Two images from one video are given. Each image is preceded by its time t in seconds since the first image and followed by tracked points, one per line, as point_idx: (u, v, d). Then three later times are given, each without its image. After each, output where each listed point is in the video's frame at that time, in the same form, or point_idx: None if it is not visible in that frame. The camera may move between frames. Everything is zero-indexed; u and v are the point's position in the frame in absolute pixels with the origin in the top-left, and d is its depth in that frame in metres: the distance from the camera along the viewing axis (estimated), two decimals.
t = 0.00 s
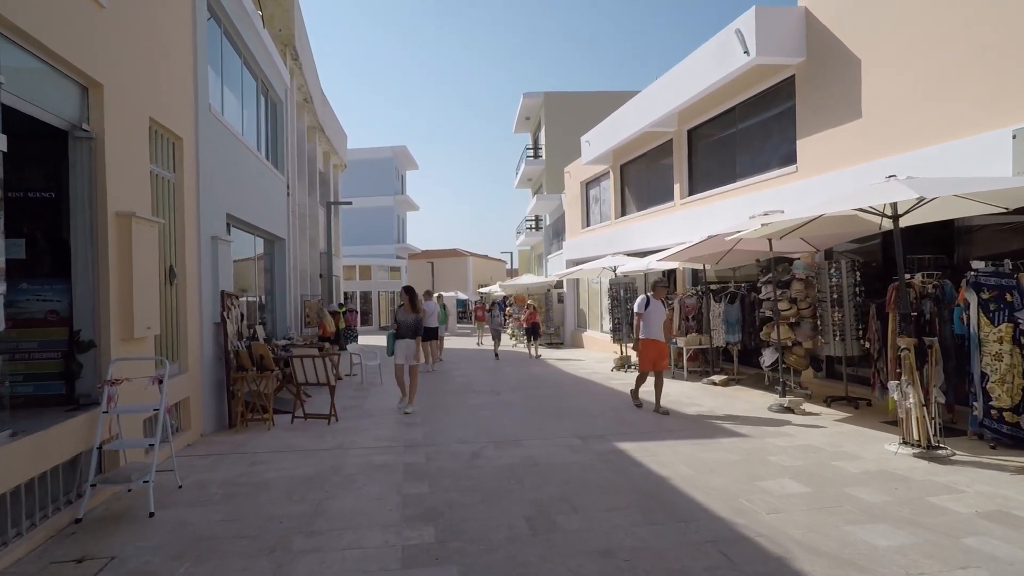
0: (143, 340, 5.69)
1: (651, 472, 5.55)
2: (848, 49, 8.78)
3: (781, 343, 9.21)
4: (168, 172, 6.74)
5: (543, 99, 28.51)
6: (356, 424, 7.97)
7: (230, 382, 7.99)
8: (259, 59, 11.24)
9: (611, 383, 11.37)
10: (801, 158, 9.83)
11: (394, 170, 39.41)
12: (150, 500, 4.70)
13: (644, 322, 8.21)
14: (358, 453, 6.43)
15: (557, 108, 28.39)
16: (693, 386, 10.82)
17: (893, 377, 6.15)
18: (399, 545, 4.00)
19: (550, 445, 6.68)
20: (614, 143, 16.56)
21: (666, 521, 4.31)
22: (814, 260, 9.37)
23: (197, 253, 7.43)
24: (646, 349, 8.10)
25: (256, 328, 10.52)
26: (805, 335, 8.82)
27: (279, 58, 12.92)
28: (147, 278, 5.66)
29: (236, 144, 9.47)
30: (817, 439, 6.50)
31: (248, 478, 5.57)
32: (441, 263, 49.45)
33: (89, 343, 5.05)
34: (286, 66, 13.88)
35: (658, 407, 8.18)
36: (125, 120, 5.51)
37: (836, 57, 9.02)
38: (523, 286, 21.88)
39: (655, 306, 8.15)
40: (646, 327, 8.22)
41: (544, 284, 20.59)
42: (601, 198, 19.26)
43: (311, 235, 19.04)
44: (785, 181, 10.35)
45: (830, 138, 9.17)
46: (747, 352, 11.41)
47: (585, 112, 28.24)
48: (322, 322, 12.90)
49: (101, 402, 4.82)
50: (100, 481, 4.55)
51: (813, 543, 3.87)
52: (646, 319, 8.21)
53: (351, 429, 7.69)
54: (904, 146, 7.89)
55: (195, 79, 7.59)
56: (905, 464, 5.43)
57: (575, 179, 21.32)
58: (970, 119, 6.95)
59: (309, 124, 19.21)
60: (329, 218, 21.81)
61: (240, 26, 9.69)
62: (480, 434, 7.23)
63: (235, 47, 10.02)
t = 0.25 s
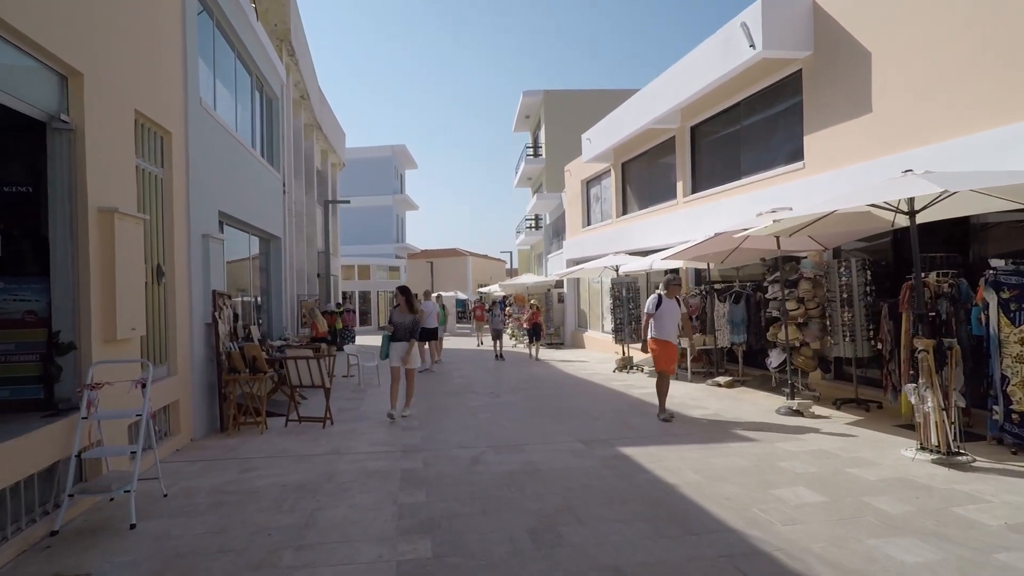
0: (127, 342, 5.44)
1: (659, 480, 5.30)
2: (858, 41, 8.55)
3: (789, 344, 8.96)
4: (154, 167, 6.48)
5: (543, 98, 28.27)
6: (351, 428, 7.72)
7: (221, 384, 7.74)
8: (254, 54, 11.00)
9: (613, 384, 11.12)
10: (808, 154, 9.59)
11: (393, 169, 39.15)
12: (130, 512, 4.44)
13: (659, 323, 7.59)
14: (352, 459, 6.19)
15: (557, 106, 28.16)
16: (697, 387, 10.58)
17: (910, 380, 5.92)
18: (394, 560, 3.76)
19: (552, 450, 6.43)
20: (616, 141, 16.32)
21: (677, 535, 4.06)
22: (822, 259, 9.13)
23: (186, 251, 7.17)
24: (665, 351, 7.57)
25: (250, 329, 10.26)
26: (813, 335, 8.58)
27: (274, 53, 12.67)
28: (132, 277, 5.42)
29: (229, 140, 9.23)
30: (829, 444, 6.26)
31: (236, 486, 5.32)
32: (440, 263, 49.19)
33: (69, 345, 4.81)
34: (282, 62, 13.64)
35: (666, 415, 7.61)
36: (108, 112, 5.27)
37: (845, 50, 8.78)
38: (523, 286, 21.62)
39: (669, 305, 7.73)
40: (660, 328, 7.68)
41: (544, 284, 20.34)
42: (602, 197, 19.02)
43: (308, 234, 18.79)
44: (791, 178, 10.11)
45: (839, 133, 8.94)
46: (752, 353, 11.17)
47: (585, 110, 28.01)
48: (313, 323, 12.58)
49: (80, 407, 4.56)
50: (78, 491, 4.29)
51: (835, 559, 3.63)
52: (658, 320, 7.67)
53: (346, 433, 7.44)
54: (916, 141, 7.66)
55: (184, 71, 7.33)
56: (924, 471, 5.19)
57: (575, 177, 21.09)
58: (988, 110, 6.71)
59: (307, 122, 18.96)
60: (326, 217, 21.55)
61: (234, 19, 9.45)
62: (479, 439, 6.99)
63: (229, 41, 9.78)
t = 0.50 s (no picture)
0: (113, 341, 5.20)
1: (670, 486, 5.06)
2: (870, 32, 8.30)
3: (798, 343, 8.72)
4: (143, 160, 6.24)
5: (544, 96, 28.03)
6: (348, 430, 7.48)
7: (215, 385, 7.50)
8: (250, 47, 10.75)
9: (617, 385, 10.88)
10: (818, 148, 9.35)
11: (393, 168, 38.91)
12: (113, 521, 4.19)
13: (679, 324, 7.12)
14: (349, 463, 5.95)
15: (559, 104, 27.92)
16: (704, 388, 10.34)
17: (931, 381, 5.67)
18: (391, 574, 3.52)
19: (557, 453, 6.19)
20: (618, 138, 16.08)
21: (693, 546, 3.82)
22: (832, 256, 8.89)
23: (178, 247, 6.93)
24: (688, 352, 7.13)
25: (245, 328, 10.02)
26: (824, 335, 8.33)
27: (271, 47, 12.43)
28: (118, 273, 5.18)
29: (223, 134, 8.99)
30: (845, 447, 6.02)
31: (227, 493, 5.08)
32: (440, 262, 48.96)
33: (50, 345, 4.57)
34: (279, 57, 13.40)
35: (698, 424, 7.08)
36: (92, 100, 5.03)
37: (856, 41, 8.54)
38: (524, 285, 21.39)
39: (686, 305, 7.35)
40: (679, 329, 7.22)
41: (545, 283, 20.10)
42: (604, 195, 18.79)
43: (306, 233, 18.56)
44: (800, 173, 9.86)
45: (850, 127, 8.69)
46: (760, 353, 10.94)
47: (587, 108, 27.77)
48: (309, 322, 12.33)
49: (60, 410, 4.30)
50: (57, 499, 4.04)
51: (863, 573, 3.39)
52: (678, 321, 7.19)
53: (343, 436, 7.20)
54: (932, 133, 7.42)
55: (175, 61, 7.09)
56: (948, 476, 4.96)
57: (577, 175, 20.85)
58: (1007, 101, 6.47)
59: (305, 119, 18.72)
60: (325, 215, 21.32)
61: (228, 10, 9.20)
62: (481, 442, 6.74)
63: (223, 33, 9.54)
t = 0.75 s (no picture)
0: (98, 343, 4.95)
1: (684, 496, 4.80)
2: (885, 24, 8.04)
3: (810, 344, 8.46)
4: (132, 154, 5.98)
5: (546, 94, 27.76)
6: (346, 435, 7.23)
7: (208, 389, 7.23)
8: (246, 41, 10.48)
9: (622, 387, 10.63)
10: (830, 144, 9.10)
11: (393, 167, 38.63)
12: (92, 539, 3.93)
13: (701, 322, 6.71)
14: (347, 470, 5.70)
15: (561, 102, 27.64)
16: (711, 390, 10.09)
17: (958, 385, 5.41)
18: None
19: (563, 460, 5.94)
20: (622, 135, 15.82)
21: (712, 565, 3.57)
22: (845, 255, 8.64)
23: (169, 245, 6.68)
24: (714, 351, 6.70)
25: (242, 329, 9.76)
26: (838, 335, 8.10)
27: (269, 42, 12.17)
28: (103, 273, 4.93)
29: (218, 130, 8.74)
30: (864, 454, 5.77)
31: (218, 504, 4.82)
32: (441, 261, 48.75)
33: (29, 348, 4.32)
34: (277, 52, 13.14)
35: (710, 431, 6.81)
36: (76, 90, 4.78)
37: (870, 33, 8.28)
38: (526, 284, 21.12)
39: (707, 303, 6.81)
40: (702, 329, 6.72)
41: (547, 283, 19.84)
42: (608, 193, 18.52)
43: (305, 232, 18.32)
44: (811, 170, 9.60)
45: (864, 122, 8.43)
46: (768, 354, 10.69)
47: (589, 106, 27.49)
48: (307, 323, 12.06)
49: (37, 418, 4.05)
50: (32, 514, 3.77)
51: None
52: (700, 321, 6.73)
53: (341, 441, 6.95)
54: (951, 127, 7.15)
55: (166, 52, 6.82)
56: (979, 487, 4.70)
57: (579, 174, 20.59)
58: None
59: (304, 116, 18.45)
60: (324, 214, 21.07)
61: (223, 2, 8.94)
62: (483, 448, 6.49)
63: (218, 26, 9.28)
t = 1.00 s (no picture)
0: (79, 344, 4.70)
1: (697, 505, 4.55)
2: (899, 14, 7.79)
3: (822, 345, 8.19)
4: (118, 147, 5.72)
5: (546, 92, 27.50)
6: (342, 439, 6.97)
7: (199, 391, 6.95)
8: (241, 34, 10.21)
9: (627, 388, 10.37)
10: (841, 138, 8.85)
11: (393, 165, 38.36)
12: (67, 555, 3.66)
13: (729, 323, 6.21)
14: (342, 478, 5.44)
15: (562, 100, 27.38)
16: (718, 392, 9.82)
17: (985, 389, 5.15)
18: None
19: (568, 466, 5.68)
20: (625, 132, 15.55)
21: None
22: (856, 253, 8.37)
23: (158, 242, 6.42)
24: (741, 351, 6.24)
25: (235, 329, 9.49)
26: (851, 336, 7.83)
27: (265, 35, 11.90)
28: (84, 270, 4.67)
29: (211, 124, 8.49)
30: (884, 460, 5.52)
31: (205, 514, 4.56)
32: (440, 261, 48.50)
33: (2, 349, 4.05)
34: (273, 47, 12.88)
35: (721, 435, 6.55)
36: (56, 78, 4.52)
37: (884, 24, 8.02)
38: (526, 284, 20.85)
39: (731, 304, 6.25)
40: (728, 330, 6.22)
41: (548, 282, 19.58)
42: (610, 191, 18.26)
43: (302, 230, 18.06)
44: (821, 166, 9.34)
45: (877, 116, 8.18)
46: (776, 355, 10.42)
47: (590, 103, 27.23)
48: (302, 323, 11.80)
49: (9, 425, 3.77)
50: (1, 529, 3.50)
51: None
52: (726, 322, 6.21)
53: (336, 446, 6.69)
54: (971, 120, 6.90)
55: (154, 41, 6.55)
56: (1010, 496, 4.45)
57: (580, 171, 20.32)
58: None
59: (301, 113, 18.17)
60: (322, 212, 20.78)
61: None
62: (485, 453, 6.23)
63: (211, 17, 9.01)
